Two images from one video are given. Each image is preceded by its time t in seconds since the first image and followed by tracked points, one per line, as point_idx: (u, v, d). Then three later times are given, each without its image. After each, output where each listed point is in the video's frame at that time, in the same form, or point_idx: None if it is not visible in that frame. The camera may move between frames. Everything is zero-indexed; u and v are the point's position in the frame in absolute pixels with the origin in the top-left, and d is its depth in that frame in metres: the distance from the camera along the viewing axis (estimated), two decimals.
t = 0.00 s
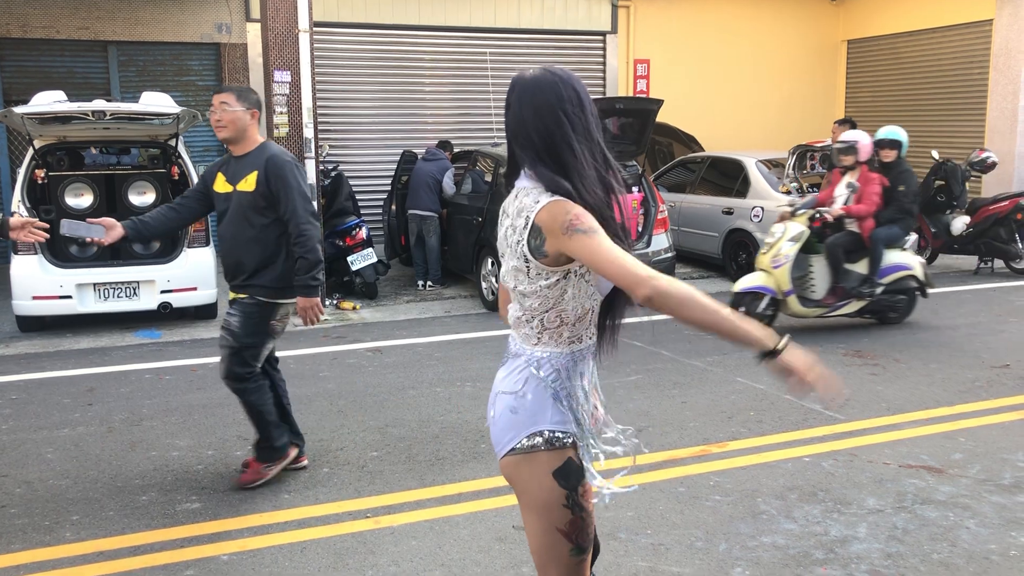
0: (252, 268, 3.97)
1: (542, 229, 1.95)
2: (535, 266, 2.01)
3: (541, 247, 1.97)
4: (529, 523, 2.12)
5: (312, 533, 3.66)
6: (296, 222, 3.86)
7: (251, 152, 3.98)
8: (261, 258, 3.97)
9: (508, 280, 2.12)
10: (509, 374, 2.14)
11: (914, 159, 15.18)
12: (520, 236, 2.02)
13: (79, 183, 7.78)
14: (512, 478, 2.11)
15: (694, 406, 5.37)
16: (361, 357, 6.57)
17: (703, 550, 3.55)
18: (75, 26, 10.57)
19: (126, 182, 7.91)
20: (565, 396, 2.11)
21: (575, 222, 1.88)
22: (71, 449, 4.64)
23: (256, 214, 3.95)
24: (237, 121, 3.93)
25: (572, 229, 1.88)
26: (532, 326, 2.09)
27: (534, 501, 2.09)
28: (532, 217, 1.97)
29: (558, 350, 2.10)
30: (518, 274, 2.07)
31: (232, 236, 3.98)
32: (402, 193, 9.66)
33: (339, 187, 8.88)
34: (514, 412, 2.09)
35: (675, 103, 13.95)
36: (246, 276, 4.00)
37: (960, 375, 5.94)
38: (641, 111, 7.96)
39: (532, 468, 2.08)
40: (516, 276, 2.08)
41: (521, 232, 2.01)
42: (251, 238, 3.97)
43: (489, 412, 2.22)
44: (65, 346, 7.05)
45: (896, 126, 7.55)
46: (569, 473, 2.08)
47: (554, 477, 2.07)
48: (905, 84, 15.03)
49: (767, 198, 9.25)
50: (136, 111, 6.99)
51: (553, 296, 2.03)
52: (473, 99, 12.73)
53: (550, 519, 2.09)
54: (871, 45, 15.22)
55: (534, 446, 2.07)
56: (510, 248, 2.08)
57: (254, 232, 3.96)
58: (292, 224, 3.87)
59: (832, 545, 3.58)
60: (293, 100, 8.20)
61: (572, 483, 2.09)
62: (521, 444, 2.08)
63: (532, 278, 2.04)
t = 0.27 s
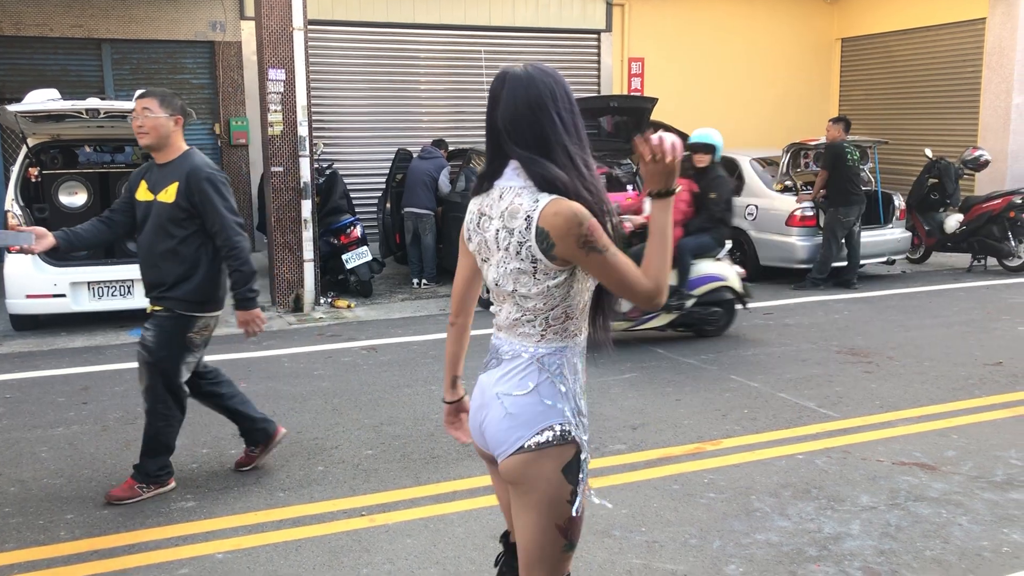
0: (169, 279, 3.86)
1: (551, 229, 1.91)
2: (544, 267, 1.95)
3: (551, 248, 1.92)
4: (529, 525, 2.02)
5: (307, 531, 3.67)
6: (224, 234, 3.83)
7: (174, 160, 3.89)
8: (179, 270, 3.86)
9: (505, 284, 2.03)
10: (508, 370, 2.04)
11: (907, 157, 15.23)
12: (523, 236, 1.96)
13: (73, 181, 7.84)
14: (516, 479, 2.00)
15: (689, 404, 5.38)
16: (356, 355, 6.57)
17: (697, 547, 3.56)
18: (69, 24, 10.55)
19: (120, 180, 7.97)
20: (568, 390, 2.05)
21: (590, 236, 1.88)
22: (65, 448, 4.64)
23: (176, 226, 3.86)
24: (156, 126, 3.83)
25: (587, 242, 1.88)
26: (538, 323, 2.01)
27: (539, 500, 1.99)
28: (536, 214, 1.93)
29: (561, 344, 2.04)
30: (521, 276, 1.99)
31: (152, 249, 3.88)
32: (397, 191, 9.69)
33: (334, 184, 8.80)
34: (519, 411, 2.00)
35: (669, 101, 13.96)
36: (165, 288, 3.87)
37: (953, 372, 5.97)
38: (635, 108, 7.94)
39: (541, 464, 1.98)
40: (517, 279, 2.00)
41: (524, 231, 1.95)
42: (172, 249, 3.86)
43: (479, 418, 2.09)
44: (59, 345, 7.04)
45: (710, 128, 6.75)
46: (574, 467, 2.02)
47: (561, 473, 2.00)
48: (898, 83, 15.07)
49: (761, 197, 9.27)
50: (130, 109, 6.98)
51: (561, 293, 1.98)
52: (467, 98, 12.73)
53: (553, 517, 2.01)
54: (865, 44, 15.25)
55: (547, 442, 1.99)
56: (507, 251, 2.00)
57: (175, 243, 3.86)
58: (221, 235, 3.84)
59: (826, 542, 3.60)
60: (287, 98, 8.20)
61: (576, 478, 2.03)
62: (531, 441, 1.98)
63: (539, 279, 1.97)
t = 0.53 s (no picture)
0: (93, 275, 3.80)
1: (500, 233, 2.04)
2: (491, 267, 2.08)
3: (496, 250, 2.05)
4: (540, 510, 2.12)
5: (300, 531, 3.66)
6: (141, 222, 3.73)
7: (106, 152, 3.86)
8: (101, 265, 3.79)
9: (460, 276, 2.17)
10: (484, 370, 2.13)
11: (901, 157, 15.27)
12: (475, 239, 2.09)
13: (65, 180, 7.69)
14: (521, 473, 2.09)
15: (682, 403, 5.39)
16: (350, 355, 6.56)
17: (690, 546, 3.57)
18: (62, 22, 10.46)
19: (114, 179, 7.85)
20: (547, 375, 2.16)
21: (533, 255, 1.99)
22: (58, 448, 4.62)
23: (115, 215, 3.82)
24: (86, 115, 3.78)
25: (529, 253, 2.00)
26: (492, 317, 2.13)
27: (545, 486, 2.09)
28: (486, 220, 2.07)
29: (522, 334, 2.14)
30: (473, 273, 2.13)
31: (88, 245, 3.84)
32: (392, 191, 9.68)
33: (328, 184, 8.95)
34: (507, 405, 2.09)
35: (664, 101, 13.97)
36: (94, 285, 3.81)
37: (945, 372, 5.98)
38: (630, 107, 7.87)
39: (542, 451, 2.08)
40: (469, 273, 2.14)
41: (478, 235, 2.09)
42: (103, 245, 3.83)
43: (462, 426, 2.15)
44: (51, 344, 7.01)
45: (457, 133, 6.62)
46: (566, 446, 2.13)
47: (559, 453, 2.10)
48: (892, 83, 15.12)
49: (755, 197, 9.31)
50: (124, 108, 6.95)
51: (510, 291, 2.10)
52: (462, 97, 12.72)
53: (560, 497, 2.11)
54: (858, 44, 15.30)
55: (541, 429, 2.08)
56: (461, 249, 2.14)
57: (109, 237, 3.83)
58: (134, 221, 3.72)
59: (819, 541, 3.60)
60: (281, 97, 8.19)
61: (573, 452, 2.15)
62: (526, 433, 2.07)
63: (487, 278, 2.10)
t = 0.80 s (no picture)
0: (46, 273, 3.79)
1: (465, 217, 2.14)
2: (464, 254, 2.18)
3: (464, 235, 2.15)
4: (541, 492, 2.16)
5: (296, 530, 3.65)
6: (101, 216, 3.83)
7: (49, 149, 3.85)
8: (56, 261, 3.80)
9: (443, 268, 2.27)
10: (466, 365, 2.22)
11: (897, 158, 15.30)
12: (449, 226, 2.21)
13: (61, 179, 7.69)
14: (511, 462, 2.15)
15: (679, 403, 5.38)
16: (346, 354, 6.55)
17: (686, 546, 3.56)
18: (58, 20, 10.51)
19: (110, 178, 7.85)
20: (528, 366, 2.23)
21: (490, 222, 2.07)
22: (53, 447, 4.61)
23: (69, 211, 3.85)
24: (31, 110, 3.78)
25: (480, 224, 2.06)
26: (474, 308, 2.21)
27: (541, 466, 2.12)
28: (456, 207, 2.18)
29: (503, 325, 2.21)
30: (452, 262, 2.23)
31: (38, 243, 3.82)
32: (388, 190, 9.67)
33: (325, 182, 8.86)
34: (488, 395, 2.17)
35: (661, 101, 13.97)
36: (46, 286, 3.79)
37: (941, 372, 5.99)
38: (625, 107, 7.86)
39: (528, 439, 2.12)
40: (449, 264, 2.24)
41: (450, 222, 2.20)
42: (57, 242, 3.83)
43: (449, 419, 2.23)
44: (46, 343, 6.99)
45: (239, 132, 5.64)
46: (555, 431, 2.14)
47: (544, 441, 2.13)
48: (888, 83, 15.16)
49: (751, 197, 9.31)
50: (120, 106, 6.94)
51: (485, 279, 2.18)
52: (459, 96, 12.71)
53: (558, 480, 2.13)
54: (855, 45, 15.30)
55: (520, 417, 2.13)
56: (443, 240, 2.25)
57: (62, 233, 3.84)
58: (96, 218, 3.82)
59: (815, 541, 3.61)
60: (278, 95, 8.18)
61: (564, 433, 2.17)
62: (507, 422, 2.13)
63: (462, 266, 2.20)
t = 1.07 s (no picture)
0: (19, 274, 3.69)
1: (464, 230, 2.16)
2: (462, 266, 2.20)
3: (464, 248, 2.17)
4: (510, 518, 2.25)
5: (295, 530, 3.65)
6: (87, 213, 3.83)
7: (13, 146, 3.71)
8: (29, 260, 3.70)
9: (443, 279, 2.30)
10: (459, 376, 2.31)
11: (896, 158, 15.31)
12: (446, 238, 2.23)
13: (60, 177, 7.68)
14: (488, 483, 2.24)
15: (677, 403, 5.39)
16: (345, 353, 6.55)
17: (685, 546, 3.56)
18: (56, 18, 10.50)
19: (108, 177, 7.82)
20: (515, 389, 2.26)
21: (497, 228, 2.09)
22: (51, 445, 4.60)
23: (41, 209, 3.75)
24: None
25: (493, 236, 2.08)
26: (472, 320, 2.26)
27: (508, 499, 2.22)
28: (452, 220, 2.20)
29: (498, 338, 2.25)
30: (451, 274, 2.26)
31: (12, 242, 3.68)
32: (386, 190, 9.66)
33: (323, 181, 8.86)
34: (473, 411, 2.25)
35: (660, 101, 13.97)
36: (18, 285, 3.69)
37: (939, 372, 6.00)
38: (624, 106, 7.83)
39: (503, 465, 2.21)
40: (448, 275, 2.27)
41: (448, 234, 2.22)
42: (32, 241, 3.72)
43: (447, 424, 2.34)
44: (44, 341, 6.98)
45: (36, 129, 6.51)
46: (534, 464, 2.20)
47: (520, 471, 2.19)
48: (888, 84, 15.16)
49: (749, 197, 9.32)
50: (119, 105, 6.94)
51: (482, 290, 2.21)
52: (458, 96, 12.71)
53: (528, 510, 2.20)
54: (854, 45, 15.32)
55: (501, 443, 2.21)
56: (441, 251, 2.28)
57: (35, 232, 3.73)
58: (83, 215, 3.83)
59: (814, 541, 3.61)
60: (277, 94, 8.18)
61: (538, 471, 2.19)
62: (486, 445, 2.22)
63: (461, 278, 2.23)
